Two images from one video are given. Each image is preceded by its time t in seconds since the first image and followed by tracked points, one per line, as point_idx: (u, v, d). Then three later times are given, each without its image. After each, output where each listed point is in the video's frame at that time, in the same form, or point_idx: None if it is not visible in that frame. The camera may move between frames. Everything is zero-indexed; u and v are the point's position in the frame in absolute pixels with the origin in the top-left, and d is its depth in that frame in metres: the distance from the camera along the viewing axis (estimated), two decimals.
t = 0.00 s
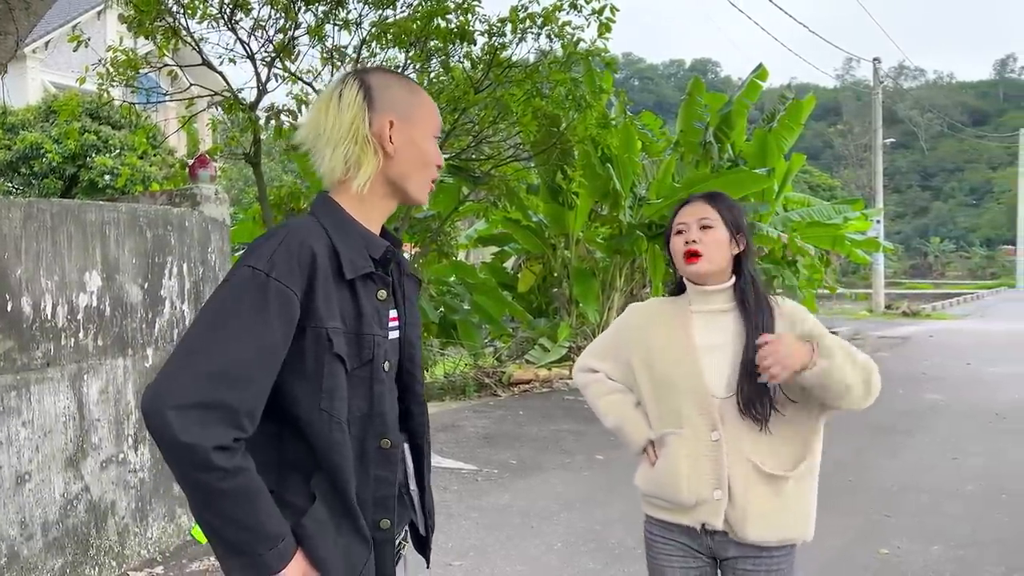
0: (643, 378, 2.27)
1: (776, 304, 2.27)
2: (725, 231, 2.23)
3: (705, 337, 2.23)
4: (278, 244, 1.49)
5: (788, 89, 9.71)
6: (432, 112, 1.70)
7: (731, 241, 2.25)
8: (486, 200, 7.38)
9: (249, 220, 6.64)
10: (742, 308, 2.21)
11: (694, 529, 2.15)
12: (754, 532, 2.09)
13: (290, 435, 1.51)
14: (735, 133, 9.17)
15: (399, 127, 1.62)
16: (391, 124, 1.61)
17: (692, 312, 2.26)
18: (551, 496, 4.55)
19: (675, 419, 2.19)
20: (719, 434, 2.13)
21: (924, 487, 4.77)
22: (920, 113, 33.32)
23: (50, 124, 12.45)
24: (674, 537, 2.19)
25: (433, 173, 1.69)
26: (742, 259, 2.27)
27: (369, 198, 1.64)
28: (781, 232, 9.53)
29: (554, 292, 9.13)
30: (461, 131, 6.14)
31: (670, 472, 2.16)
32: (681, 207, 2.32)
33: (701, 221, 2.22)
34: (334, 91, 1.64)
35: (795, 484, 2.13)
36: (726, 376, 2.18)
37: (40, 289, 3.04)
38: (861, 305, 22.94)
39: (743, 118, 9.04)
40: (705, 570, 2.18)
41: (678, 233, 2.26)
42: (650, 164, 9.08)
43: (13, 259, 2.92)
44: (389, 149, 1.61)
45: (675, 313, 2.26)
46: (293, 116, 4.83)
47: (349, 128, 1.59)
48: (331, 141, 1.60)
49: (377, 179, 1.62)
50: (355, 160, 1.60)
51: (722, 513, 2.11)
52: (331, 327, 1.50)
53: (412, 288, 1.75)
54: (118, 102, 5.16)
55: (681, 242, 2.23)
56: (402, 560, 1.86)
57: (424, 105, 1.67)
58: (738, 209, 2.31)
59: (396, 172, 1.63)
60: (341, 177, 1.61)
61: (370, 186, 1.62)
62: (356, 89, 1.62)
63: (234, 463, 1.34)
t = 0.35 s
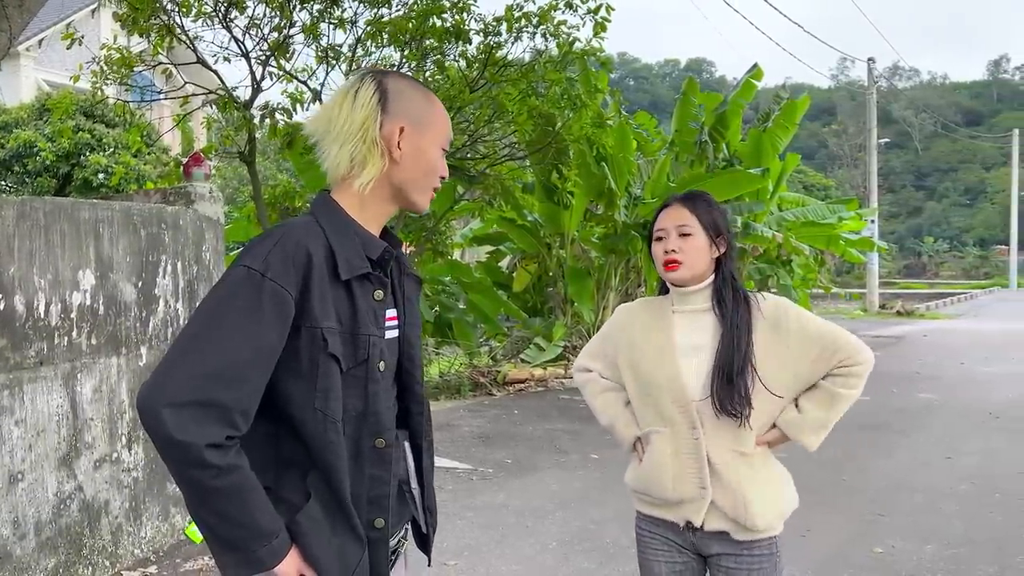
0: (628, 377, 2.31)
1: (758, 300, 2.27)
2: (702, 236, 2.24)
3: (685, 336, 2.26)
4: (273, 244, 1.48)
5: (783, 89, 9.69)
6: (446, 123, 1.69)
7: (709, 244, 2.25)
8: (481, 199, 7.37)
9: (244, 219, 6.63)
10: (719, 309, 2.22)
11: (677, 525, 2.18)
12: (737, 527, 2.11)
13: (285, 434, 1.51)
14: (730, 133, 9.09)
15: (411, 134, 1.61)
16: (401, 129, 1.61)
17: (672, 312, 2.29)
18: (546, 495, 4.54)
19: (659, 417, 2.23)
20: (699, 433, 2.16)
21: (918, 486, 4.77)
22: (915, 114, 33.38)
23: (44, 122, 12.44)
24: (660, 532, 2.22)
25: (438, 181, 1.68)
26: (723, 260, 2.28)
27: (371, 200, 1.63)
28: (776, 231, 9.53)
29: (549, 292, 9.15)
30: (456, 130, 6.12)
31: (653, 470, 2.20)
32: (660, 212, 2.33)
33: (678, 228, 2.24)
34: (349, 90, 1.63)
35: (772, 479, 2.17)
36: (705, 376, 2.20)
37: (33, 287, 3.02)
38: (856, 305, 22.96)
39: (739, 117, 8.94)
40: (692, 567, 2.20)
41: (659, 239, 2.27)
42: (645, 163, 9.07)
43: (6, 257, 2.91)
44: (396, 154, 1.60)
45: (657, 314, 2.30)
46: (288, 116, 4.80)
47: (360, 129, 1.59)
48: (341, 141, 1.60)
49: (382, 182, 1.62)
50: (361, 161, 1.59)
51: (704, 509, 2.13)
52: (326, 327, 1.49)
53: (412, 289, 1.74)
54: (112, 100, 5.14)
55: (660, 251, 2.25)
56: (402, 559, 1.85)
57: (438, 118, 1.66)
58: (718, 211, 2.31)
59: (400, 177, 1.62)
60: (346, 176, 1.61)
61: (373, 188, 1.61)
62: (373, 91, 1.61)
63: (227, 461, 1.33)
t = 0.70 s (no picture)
0: (624, 376, 2.31)
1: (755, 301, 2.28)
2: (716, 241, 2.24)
3: (683, 335, 2.27)
4: (272, 243, 1.47)
5: (778, 89, 9.72)
6: (447, 127, 1.70)
7: (721, 248, 2.27)
8: (477, 199, 7.36)
9: (240, 218, 6.63)
10: (719, 309, 2.23)
11: (673, 523, 2.19)
12: (730, 527, 2.11)
13: (284, 434, 1.51)
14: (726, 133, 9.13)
15: (413, 136, 1.61)
16: (404, 132, 1.61)
17: (670, 310, 2.30)
18: (542, 495, 4.54)
19: (654, 417, 2.24)
20: (693, 432, 2.17)
21: (913, 486, 4.78)
22: (909, 114, 33.48)
23: (37, 121, 12.40)
24: (657, 530, 2.22)
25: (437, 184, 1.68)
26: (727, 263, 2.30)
27: (371, 200, 1.63)
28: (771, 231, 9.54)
29: (544, 291, 9.13)
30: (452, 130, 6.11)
31: (648, 469, 2.21)
32: (672, 209, 2.31)
33: (693, 233, 2.23)
34: (353, 90, 1.63)
35: (767, 476, 2.18)
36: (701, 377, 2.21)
37: (28, 287, 3.01)
38: (851, 305, 23.01)
39: (734, 118, 8.97)
40: (688, 565, 2.20)
41: (672, 240, 2.26)
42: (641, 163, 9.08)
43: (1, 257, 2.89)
44: (399, 156, 1.60)
45: (655, 312, 2.30)
46: (283, 115, 4.78)
47: (363, 129, 1.58)
48: (343, 139, 1.59)
49: (382, 183, 1.61)
50: (363, 161, 1.59)
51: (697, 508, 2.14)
52: (324, 326, 1.49)
53: (411, 289, 1.74)
54: (107, 99, 5.13)
55: (676, 253, 2.24)
56: (401, 559, 1.85)
57: (440, 121, 1.66)
58: (727, 211, 2.32)
59: (401, 179, 1.62)
60: (346, 175, 1.60)
61: (374, 189, 1.61)
62: (377, 91, 1.61)
63: (225, 460, 1.33)
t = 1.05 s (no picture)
0: (622, 379, 2.29)
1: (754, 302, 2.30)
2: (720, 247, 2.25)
3: (683, 337, 2.27)
4: (267, 244, 1.47)
5: (772, 90, 9.73)
6: (444, 131, 1.66)
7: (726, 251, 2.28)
8: (473, 199, 7.35)
9: (234, 218, 6.61)
10: (722, 313, 2.24)
11: (677, 524, 2.18)
12: (738, 526, 2.13)
13: (279, 434, 1.51)
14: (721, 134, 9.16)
15: (397, 134, 1.60)
16: (388, 130, 1.60)
17: (670, 312, 2.29)
18: (536, 495, 4.54)
19: (656, 419, 2.23)
20: (700, 436, 2.17)
21: (906, 486, 4.79)
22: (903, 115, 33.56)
23: (31, 121, 12.38)
24: (658, 531, 2.21)
25: (426, 188, 1.64)
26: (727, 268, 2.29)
27: (355, 196, 1.63)
28: (765, 232, 9.55)
29: (540, 291, 9.15)
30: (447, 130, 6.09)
31: (652, 472, 2.19)
32: (673, 214, 2.31)
33: (698, 240, 2.24)
34: (349, 87, 1.65)
35: (769, 475, 2.21)
36: (707, 381, 2.22)
37: (21, 287, 3.00)
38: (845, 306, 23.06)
39: (729, 119, 8.98)
40: (688, 564, 2.21)
41: (677, 246, 2.26)
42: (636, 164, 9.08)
43: None
44: (380, 153, 1.59)
45: (655, 313, 2.28)
46: (278, 115, 4.78)
47: (348, 124, 1.59)
48: (331, 132, 1.61)
49: (365, 179, 1.61)
50: (346, 155, 1.59)
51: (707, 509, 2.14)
52: (320, 326, 1.49)
53: (406, 289, 1.74)
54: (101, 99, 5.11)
55: (681, 259, 2.24)
56: (398, 559, 1.84)
57: (432, 124, 1.64)
58: (728, 213, 2.33)
59: (383, 177, 1.60)
60: (332, 169, 1.62)
61: (356, 184, 1.61)
62: (369, 89, 1.62)
63: (221, 460, 1.33)
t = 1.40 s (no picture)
0: (639, 382, 2.30)
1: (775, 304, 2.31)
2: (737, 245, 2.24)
3: (700, 340, 2.27)
4: (261, 245, 1.47)
5: (766, 91, 9.77)
6: (429, 129, 1.61)
7: (741, 249, 2.27)
8: (467, 200, 7.35)
9: (227, 219, 6.60)
10: (743, 315, 2.25)
11: (693, 531, 2.19)
12: (756, 533, 2.13)
13: (273, 436, 1.51)
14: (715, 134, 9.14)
15: (374, 136, 1.59)
16: (366, 131, 1.59)
17: (688, 314, 2.29)
18: (531, 496, 4.54)
19: (671, 424, 2.24)
20: (717, 441, 2.17)
21: (900, 486, 4.81)
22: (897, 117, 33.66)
23: (24, 121, 12.34)
24: (673, 539, 2.23)
25: (408, 190, 1.60)
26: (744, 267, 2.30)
27: (342, 198, 1.64)
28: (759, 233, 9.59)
29: (534, 292, 9.13)
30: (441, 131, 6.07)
31: (668, 478, 2.20)
32: (686, 211, 2.31)
33: (715, 238, 2.22)
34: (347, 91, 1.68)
35: (789, 482, 2.21)
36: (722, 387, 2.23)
37: (13, 287, 2.99)
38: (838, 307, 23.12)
39: (723, 120, 9.00)
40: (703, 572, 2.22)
41: (689, 244, 2.25)
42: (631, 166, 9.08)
43: None
44: (357, 155, 1.59)
45: (671, 316, 2.30)
46: (272, 115, 4.77)
47: (335, 127, 1.63)
48: (324, 136, 1.66)
49: (350, 181, 1.62)
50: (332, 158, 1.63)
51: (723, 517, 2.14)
52: (312, 328, 1.49)
53: (403, 292, 1.74)
54: (95, 99, 5.10)
55: (693, 257, 2.23)
56: (395, 560, 1.85)
57: (411, 122, 1.60)
58: (744, 211, 2.32)
59: (362, 179, 1.60)
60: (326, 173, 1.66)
61: (341, 186, 1.63)
62: (357, 91, 1.64)
63: (212, 460, 1.33)
